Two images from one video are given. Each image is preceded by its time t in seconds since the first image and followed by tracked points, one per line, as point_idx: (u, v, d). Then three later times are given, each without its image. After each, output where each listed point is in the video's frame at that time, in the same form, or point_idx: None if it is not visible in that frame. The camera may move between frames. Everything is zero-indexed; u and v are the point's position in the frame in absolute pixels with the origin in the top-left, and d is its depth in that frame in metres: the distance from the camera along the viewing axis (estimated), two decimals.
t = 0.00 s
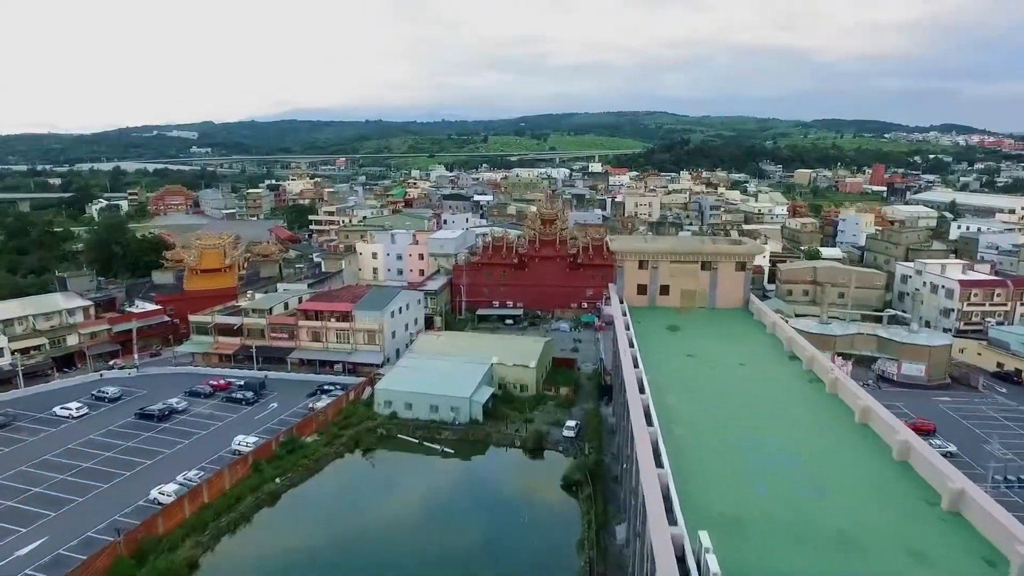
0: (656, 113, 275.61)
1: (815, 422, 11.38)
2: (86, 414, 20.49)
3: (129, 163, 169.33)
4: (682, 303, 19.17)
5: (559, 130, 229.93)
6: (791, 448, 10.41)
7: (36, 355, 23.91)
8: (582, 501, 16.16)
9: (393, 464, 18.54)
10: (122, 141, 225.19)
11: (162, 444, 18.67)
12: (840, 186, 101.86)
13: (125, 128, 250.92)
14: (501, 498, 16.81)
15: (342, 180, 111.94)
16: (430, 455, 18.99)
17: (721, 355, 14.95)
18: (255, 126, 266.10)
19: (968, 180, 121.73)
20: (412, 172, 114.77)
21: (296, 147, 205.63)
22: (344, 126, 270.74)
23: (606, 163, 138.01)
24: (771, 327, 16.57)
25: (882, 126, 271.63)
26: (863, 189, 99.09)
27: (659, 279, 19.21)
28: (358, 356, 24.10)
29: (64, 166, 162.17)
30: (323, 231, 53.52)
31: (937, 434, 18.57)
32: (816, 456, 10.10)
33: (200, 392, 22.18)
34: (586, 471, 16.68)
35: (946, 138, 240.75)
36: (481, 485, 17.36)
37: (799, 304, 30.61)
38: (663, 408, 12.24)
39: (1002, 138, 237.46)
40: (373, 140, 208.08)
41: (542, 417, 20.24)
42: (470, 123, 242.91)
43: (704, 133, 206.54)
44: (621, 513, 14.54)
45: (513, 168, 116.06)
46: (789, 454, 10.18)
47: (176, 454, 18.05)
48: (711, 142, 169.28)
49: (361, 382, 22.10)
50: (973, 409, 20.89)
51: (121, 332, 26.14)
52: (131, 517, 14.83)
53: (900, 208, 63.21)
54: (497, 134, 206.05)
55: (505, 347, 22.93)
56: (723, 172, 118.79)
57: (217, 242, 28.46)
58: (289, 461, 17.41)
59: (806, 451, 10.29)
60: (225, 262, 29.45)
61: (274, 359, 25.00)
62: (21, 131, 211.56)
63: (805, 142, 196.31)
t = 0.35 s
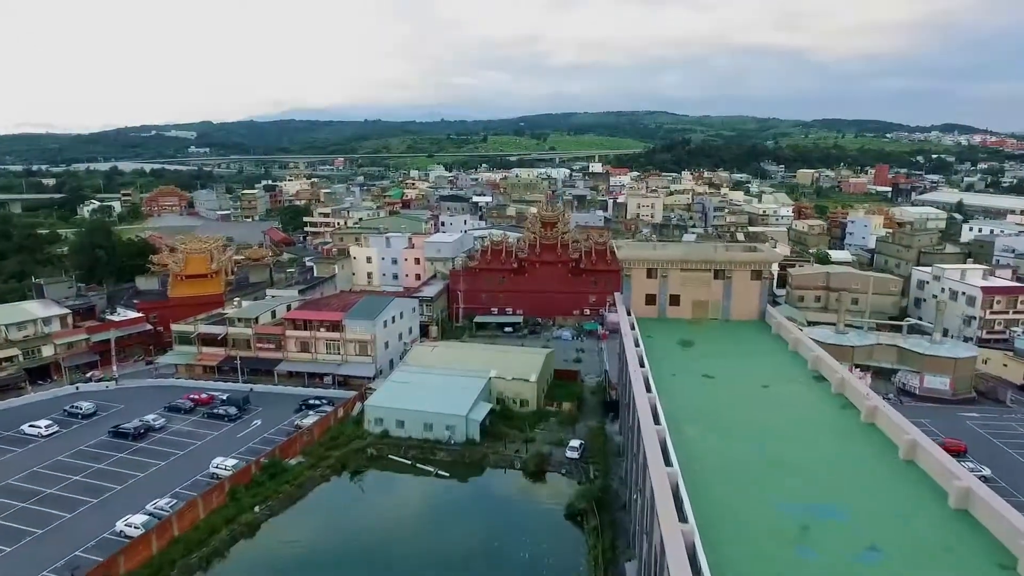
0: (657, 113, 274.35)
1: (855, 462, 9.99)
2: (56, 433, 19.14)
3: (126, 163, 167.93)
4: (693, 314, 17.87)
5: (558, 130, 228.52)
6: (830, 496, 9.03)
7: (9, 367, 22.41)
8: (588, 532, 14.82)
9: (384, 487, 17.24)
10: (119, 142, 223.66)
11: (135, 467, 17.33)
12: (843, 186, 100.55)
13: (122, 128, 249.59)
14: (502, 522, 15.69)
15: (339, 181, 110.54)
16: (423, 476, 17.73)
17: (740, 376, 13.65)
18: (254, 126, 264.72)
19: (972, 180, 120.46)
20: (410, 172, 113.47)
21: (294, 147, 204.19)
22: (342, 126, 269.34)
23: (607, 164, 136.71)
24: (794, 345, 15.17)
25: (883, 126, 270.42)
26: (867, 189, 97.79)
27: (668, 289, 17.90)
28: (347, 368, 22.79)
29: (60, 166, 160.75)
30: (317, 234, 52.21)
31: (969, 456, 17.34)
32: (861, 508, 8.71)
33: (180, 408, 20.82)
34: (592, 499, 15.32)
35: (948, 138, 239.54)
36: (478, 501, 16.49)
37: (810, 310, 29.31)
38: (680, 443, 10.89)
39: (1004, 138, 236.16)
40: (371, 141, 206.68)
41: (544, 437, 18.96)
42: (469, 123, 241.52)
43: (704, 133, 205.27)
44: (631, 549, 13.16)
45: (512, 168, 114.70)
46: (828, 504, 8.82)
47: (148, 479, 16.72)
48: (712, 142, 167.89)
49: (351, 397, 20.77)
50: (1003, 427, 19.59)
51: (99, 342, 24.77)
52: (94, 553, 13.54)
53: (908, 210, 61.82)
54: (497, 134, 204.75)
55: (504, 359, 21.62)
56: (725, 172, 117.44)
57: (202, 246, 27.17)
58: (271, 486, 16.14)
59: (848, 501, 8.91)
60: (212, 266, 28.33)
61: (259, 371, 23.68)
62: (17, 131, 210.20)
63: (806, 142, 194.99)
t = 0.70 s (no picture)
0: (656, 113, 272.93)
1: (907, 513, 8.61)
2: (22, 454, 17.82)
3: (122, 163, 166.55)
4: (706, 327, 16.58)
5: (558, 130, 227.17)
6: (885, 557, 7.62)
7: None
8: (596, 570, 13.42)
9: (374, 514, 15.93)
10: (116, 141, 222.20)
11: (105, 493, 16.07)
12: (847, 187, 99.28)
13: (119, 127, 248.15)
14: (503, 554, 14.40)
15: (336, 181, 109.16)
16: (415, 502, 16.41)
17: (762, 402, 12.36)
18: (252, 125, 263.33)
19: (976, 181, 119.15)
20: (408, 172, 112.13)
21: (292, 147, 202.80)
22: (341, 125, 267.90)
23: (607, 163, 135.46)
24: (818, 364, 13.89)
25: (884, 126, 269.14)
26: (870, 190, 96.53)
27: (679, 300, 16.59)
28: (337, 381, 21.52)
29: (55, 166, 159.28)
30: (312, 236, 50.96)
31: (1007, 480, 16.07)
32: (926, 575, 7.30)
33: (157, 425, 19.50)
34: (598, 531, 14.03)
35: (950, 138, 238.26)
36: (473, 530, 15.26)
37: (824, 317, 28.08)
38: (703, 487, 9.49)
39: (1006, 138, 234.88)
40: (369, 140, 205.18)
41: (546, 459, 17.65)
42: (468, 123, 240.14)
43: (704, 133, 204.06)
44: None
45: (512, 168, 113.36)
46: (885, 569, 7.40)
47: (116, 508, 15.40)
48: (712, 141, 166.59)
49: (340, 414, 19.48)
50: None
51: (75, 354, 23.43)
52: None
53: (916, 211, 60.46)
54: (496, 134, 203.10)
55: (503, 373, 20.31)
56: (727, 172, 116.15)
57: (186, 252, 25.85)
58: (248, 516, 14.84)
59: (908, 565, 7.50)
60: (196, 273, 26.95)
61: (244, 384, 22.41)
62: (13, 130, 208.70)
63: (807, 142, 193.69)
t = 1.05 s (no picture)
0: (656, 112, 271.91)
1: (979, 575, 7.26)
2: None
3: (119, 163, 165.33)
4: (722, 341, 15.29)
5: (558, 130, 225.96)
6: None
7: None
8: None
9: (362, 547, 14.65)
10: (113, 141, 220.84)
11: (69, 523, 14.76)
12: (850, 187, 98.11)
13: (117, 127, 246.99)
14: None
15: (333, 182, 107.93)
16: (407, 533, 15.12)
17: (790, 432, 11.04)
18: (250, 125, 262.11)
19: (980, 181, 117.96)
20: (406, 172, 110.92)
21: (291, 147, 201.49)
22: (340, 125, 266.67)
23: (608, 164, 134.18)
24: (849, 386, 12.58)
25: (885, 126, 268.04)
26: (874, 191, 95.34)
27: (693, 313, 15.29)
28: (325, 396, 20.20)
29: (51, 166, 158.01)
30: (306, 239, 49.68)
31: None
32: None
33: (131, 445, 18.17)
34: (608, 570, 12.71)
35: (951, 138, 237.14)
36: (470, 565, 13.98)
37: (838, 325, 26.70)
38: (735, 538, 8.12)
39: (1007, 138, 233.84)
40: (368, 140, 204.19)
41: (548, 484, 16.34)
42: (467, 123, 238.93)
43: (705, 133, 202.87)
44: None
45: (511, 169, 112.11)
46: None
47: (79, 541, 14.10)
48: (713, 141, 165.36)
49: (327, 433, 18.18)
50: None
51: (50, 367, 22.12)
52: None
53: (924, 212, 59.19)
54: (495, 134, 202.06)
55: (501, 389, 19.03)
56: (729, 173, 114.93)
57: (169, 257, 24.57)
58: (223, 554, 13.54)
59: None
60: (181, 279, 25.67)
61: (227, 399, 21.09)
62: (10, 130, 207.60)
63: (807, 142, 192.57)
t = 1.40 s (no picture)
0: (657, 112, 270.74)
1: None
2: None
3: (116, 164, 164.07)
4: (741, 359, 13.97)
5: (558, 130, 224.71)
6: None
7: None
8: None
9: None
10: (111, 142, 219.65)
11: (26, 558, 13.48)
12: (855, 187, 96.82)
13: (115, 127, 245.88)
14: None
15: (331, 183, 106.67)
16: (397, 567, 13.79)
17: (824, 463, 9.85)
18: (249, 126, 260.87)
19: (985, 181, 116.62)
20: (405, 173, 109.71)
21: (289, 147, 200.25)
22: (339, 125, 265.41)
23: (609, 164, 132.82)
24: (889, 413, 11.29)
25: (887, 126, 266.70)
26: (879, 191, 94.02)
27: (710, 328, 13.97)
28: (312, 414, 18.90)
29: (48, 166, 156.79)
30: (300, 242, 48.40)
31: None
32: None
33: (102, 468, 16.87)
34: None
35: (954, 137, 235.89)
36: None
37: (855, 334, 25.38)
38: None
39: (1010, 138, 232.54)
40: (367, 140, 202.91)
41: (551, 513, 15.01)
42: (467, 123, 237.71)
43: (706, 133, 201.53)
44: None
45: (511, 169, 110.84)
46: None
47: None
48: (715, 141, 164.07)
49: (313, 456, 16.94)
50: None
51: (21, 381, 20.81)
52: None
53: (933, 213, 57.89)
54: (495, 134, 200.86)
55: (500, 406, 17.76)
56: (731, 173, 113.65)
57: (150, 264, 23.31)
58: None
59: None
60: (163, 287, 24.43)
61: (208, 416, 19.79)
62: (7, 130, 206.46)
63: (809, 142, 191.28)
